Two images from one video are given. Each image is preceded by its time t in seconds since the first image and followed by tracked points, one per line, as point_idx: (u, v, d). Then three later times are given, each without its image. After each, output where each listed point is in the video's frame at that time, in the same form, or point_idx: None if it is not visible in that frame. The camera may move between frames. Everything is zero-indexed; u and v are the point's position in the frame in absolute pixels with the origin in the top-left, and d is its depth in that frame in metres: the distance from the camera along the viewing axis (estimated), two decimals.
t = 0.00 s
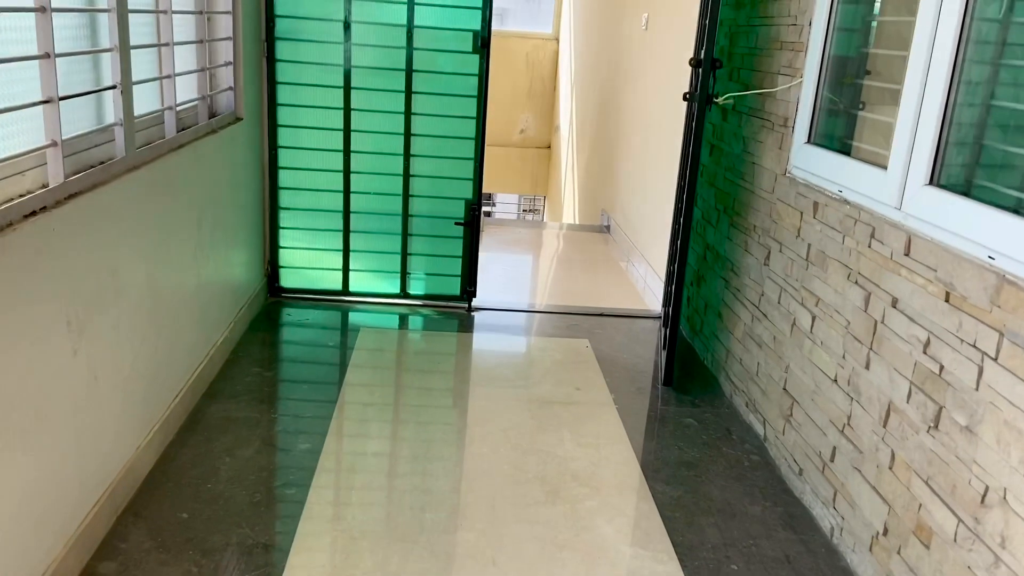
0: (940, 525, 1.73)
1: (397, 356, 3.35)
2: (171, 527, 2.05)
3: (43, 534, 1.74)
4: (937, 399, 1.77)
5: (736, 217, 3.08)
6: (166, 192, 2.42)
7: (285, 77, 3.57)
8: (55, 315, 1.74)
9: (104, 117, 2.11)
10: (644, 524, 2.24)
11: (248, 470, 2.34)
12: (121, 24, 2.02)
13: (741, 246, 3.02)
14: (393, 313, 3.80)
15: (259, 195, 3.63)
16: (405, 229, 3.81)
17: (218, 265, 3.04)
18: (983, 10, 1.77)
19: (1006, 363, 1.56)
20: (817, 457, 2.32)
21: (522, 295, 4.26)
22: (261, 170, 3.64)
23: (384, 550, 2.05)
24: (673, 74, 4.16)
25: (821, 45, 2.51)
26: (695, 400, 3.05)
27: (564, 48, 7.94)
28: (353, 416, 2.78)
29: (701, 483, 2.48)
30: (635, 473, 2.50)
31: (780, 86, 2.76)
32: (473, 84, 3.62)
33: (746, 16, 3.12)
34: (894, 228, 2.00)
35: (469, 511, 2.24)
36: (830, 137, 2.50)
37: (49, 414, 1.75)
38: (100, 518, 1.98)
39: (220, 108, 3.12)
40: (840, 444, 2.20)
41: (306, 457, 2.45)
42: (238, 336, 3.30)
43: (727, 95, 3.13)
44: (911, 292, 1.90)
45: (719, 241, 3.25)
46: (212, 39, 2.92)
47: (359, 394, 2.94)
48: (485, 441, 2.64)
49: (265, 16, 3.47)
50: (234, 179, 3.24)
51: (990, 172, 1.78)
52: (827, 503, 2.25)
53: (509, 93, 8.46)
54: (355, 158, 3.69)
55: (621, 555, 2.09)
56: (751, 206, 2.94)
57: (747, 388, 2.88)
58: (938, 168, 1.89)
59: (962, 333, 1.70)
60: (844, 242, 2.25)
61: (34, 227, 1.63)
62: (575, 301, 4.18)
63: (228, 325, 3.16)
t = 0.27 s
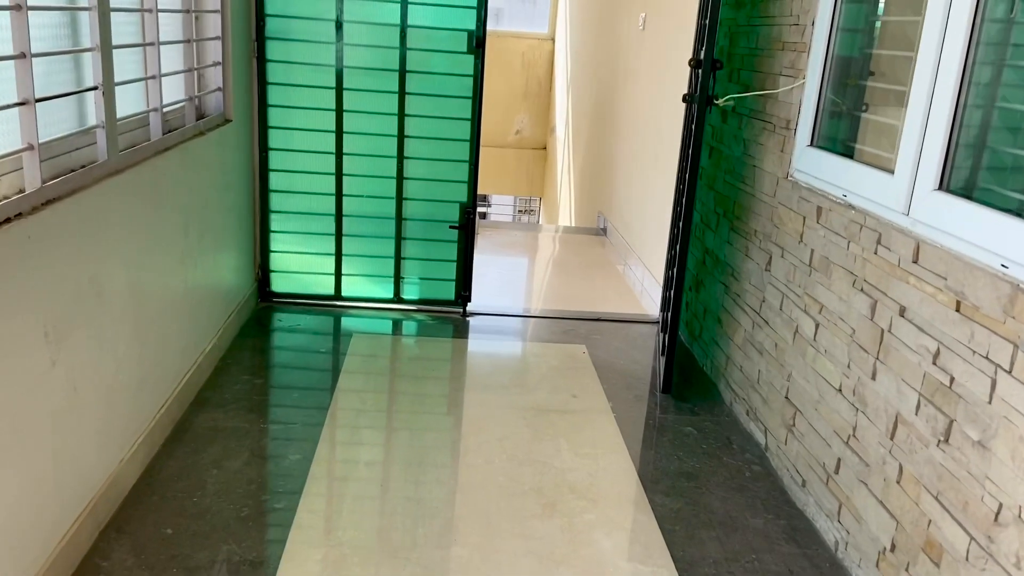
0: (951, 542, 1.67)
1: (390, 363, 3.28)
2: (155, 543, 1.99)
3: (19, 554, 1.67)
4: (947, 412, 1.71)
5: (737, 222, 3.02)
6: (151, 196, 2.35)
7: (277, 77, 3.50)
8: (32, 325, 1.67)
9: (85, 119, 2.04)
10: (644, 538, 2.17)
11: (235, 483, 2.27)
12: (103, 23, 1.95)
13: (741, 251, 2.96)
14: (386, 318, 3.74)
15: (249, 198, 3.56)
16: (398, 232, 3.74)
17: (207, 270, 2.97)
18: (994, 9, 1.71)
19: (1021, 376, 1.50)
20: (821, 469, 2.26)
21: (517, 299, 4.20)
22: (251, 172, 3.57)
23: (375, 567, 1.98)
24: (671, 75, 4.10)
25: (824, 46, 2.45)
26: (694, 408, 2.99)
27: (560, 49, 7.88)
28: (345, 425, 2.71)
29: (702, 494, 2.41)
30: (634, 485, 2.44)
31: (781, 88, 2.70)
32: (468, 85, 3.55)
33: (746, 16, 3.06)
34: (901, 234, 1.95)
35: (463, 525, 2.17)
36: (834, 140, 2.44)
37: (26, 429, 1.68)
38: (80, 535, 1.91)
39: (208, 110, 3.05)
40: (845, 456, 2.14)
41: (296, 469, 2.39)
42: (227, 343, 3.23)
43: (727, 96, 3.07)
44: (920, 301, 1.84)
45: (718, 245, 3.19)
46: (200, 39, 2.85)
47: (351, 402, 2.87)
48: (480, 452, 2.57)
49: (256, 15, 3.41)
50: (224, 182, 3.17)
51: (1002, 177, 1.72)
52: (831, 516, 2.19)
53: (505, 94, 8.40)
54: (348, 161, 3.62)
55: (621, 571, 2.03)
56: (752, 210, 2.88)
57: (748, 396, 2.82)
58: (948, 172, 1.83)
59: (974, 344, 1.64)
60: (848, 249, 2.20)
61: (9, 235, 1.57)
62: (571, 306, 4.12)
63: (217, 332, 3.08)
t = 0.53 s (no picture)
0: (960, 554, 1.63)
1: (385, 367, 3.24)
2: (144, 554, 1.94)
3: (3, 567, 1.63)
4: (956, 421, 1.67)
5: (737, 224, 2.98)
6: (141, 198, 2.30)
7: (271, 77, 3.45)
8: (16, 332, 1.62)
9: (72, 121, 1.99)
10: (644, 548, 2.13)
11: (227, 492, 2.22)
12: (91, 22, 1.91)
13: (741, 254, 2.92)
14: (383, 321, 3.69)
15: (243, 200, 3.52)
16: (395, 234, 3.70)
17: (199, 274, 2.92)
18: (1003, 9, 1.67)
19: None
20: (824, 476, 2.22)
21: (514, 302, 4.15)
22: (245, 174, 3.52)
23: None
24: (670, 75, 4.06)
25: (826, 46, 2.41)
26: (694, 413, 2.95)
27: (557, 49, 7.85)
28: (340, 431, 2.67)
29: (703, 502, 2.37)
30: (634, 492, 2.40)
31: (783, 89, 2.66)
32: (465, 86, 3.51)
33: (747, 16, 3.03)
34: (907, 238, 1.91)
35: (460, 535, 2.13)
36: (836, 142, 2.40)
37: (10, 439, 1.63)
38: (67, 546, 1.86)
39: (201, 111, 3.01)
40: (849, 463, 2.10)
41: (290, 477, 2.34)
42: (220, 347, 3.18)
43: (727, 98, 3.03)
44: (926, 306, 1.80)
45: (719, 248, 3.16)
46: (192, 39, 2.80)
47: (346, 408, 2.83)
48: (477, 458, 2.53)
49: (249, 14, 3.36)
50: (217, 184, 3.12)
51: (1010, 181, 1.68)
52: (835, 524, 2.15)
53: (502, 94, 8.36)
54: (343, 162, 3.58)
55: None
56: (752, 213, 2.84)
57: (749, 401, 2.78)
58: (955, 175, 1.79)
59: (984, 351, 1.60)
60: (852, 252, 2.16)
61: None
62: (569, 308, 4.08)
63: (210, 336, 3.04)
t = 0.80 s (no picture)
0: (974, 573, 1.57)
1: (379, 374, 3.17)
2: (127, 571, 1.87)
3: None
4: (969, 435, 1.61)
5: (738, 228, 2.92)
6: (125, 201, 2.23)
7: (262, 77, 3.39)
8: None
9: (52, 121, 1.92)
10: (644, 563, 2.07)
11: (214, 505, 2.15)
12: (72, 19, 1.84)
13: (742, 258, 2.86)
14: (376, 326, 3.63)
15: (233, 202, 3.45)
16: (389, 238, 3.63)
17: (187, 279, 2.86)
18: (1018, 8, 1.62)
19: None
20: (829, 488, 2.16)
21: (510, 306, 4.09)
22: (235, 176, 3.45)
23: None
24: (668, 77, 4.00)
25: (831, 46, 2.35)
26: (694, 420, 2.88)
27: (553, 50, 7.79)
28: (332, 440, 2.60)
29: (705, 514, 2.31)
30: (633, 504, 2.33)
31: (785, 90, 2.60)
32: (460, 87, 3.45)
33: (747, 16, 2.97)
34: (917, 244, 1.85)
35: (455, 550, 2.06)
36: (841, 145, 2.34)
37: None
38: (46, 564, 1.80)
39: (190, 111, 2.95)
40: (855, 475, 2.04)
41: (280, 489, 2.27)
42: (209, 353, 3.11)
43: (728, 99, 2.97)
44: (938, 315, 1.74)
45: (719, 252, 3.10)
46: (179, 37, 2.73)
47: (339, 416, 2.76)
48: (473, 469, 2.46)
49: (240, 13, 3.29)
50: (205, 186, 3.06)
51: None
52: (841, 538, 2.08)
53: (497, 95, 8.30)
54: (336, 164, 3.51)
55: None
56: (754, 216, 2.78)
57: (750, 409, 2.72)
58: (968, 180, 1.73)
59: (999, 362, 1.54)
60: (858, 258, 2.10)
61: None
62: (566, 312, 4.02)
63: (198, 342, 2.97)
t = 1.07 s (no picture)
0: None
1: (373, 382, 3.09)
2: None
3: None
4: (987, 452, 1.55)
5: (739, 233, 2.86)
6: (108, 206, 2.16)
7: (252, 79, 3.31)
8: None
9: (31, 124, 1.85)
10: None
11: (201, 522, 2.08)
12: (51, 18, 1.77)
13: (744, 264, 2.80)
14: (370, 332, 3.56)
15: (222, 207, 3.37)
16: (383, 242, 3.56)
17: (174, 286, 2.78)
18: None
19: None
20: (836, 502, 2.10)
21: (506, 311, 4.02)
22: (225, 179, 3.37)
23: None
24: (666, 78, 3.94)
25: (836, 48, 2.28)
26: (695, 429, 2.82)
27: (549, 51, 7.72)
28: (324, 453, 2.52)
29: (708, 528, 2.24)
30: (634, 518, 2.27)
31: (788, 93, 2.54)
32: (455, 88, 3.38)
33: (749, 17, 2.91)
34: (928, 252, 1.79)
35: (451, 568, 1.99)
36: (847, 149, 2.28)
37: None
38: None
39: (178, 112, 2.89)
40: (864, 490, 1.98)
41: (269, 504, 2.20)
42: (198, 362, 3.04)
43: (729, 101, 2.91)
44: (952, 326, 1.68)
45: (720, 257, 3.03)
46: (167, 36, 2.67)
47: (331, 426, 2.69)
48: (469, 482, 2.39)
49: (230, 13, 3.22)
50: (193, 190, 2.99)
51: None
52: (849, 554, 2.02)
53: (492, 96, 8.24)
54: (329, 167, 3.44)
55: None
56: (755, 221, 2.72)
57: (753, 419, 2.66)
58: (982, 186, 1.67)
59: (1018, 377, 1.48)
60: (866, 266, 2.04)
61: None
62: (562, 317, 3.95)
63: (186, 351, 2.90)
